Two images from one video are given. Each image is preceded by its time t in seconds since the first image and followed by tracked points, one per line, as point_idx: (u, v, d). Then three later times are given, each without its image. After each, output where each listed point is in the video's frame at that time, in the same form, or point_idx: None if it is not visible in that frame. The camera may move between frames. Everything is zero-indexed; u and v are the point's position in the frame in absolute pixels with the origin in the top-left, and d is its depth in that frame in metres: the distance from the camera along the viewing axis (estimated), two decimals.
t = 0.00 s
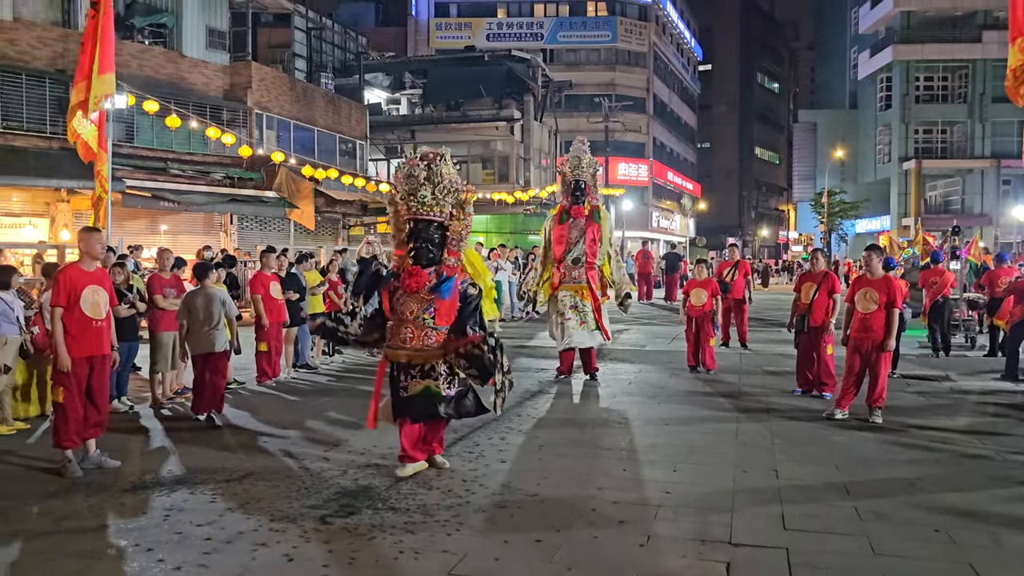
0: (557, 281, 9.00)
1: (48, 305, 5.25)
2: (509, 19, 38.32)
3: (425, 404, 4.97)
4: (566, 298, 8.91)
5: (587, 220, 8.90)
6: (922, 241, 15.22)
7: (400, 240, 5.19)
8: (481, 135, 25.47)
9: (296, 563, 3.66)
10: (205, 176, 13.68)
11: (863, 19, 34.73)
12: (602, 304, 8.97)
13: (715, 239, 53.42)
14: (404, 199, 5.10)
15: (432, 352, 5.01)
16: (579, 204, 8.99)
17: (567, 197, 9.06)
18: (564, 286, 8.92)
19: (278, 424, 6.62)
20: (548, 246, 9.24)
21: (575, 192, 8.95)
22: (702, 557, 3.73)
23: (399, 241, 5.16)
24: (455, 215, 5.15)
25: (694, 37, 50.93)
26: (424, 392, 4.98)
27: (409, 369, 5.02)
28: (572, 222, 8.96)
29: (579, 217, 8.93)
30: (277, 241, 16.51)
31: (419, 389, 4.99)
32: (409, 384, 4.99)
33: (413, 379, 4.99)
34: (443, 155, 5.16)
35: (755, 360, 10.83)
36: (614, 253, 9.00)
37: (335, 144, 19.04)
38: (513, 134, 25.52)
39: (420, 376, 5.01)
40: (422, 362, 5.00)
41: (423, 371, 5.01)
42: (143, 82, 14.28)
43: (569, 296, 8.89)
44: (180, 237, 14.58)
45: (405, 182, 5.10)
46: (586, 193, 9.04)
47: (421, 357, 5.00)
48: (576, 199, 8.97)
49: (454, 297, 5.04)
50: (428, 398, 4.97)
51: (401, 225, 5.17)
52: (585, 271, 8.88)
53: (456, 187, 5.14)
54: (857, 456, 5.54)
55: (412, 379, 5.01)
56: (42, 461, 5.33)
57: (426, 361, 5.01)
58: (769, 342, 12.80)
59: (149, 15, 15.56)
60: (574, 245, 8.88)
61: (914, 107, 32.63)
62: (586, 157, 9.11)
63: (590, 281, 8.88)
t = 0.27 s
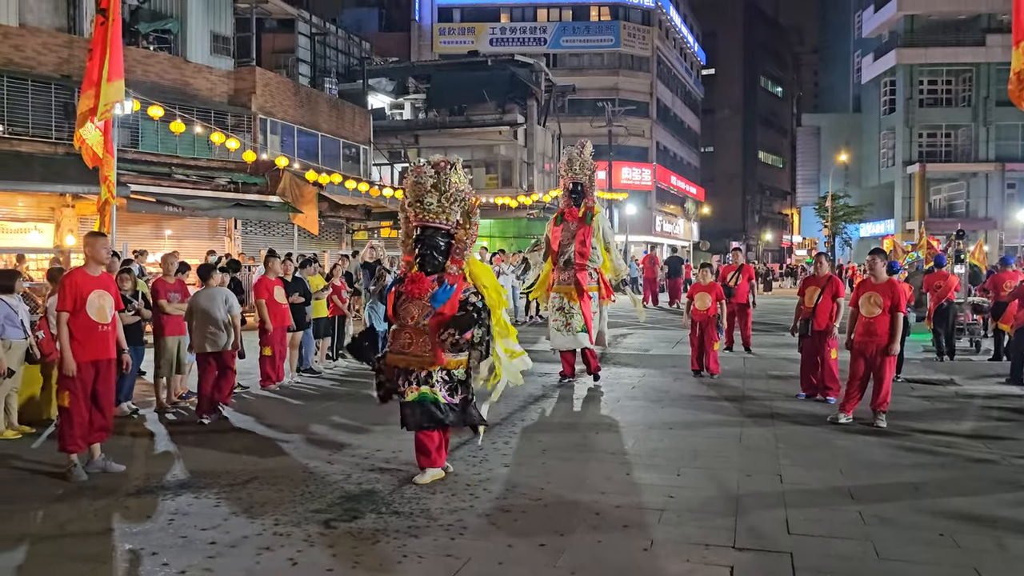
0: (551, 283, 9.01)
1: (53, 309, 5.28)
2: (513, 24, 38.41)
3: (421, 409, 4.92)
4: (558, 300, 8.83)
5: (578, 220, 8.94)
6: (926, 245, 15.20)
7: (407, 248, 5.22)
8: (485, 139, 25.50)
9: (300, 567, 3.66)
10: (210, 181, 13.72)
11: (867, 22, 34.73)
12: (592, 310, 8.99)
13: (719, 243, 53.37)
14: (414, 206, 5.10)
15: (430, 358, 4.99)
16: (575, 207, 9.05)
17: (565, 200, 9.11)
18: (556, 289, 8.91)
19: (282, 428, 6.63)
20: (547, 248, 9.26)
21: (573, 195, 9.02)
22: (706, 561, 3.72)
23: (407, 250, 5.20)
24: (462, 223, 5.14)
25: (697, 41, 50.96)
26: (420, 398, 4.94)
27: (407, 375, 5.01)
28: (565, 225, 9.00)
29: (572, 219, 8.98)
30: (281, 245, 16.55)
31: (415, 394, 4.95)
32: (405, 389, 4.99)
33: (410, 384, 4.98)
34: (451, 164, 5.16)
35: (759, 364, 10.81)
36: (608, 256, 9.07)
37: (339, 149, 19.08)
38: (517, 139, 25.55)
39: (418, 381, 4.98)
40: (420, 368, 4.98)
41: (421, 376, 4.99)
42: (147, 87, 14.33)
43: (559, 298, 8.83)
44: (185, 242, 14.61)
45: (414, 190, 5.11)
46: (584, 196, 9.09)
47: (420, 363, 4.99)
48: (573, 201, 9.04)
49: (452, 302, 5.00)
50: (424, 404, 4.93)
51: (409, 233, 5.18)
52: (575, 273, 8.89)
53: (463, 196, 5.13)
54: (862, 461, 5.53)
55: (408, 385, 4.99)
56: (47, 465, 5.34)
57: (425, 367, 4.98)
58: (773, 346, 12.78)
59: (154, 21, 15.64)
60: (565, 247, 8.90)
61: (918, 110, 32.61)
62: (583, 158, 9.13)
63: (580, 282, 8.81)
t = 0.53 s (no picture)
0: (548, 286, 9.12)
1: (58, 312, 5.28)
2: (514, 27, 38.47)
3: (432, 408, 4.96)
4: (556, 304, 8.99)
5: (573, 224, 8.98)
6: (928, 248, 15.18)
7: (407, 250, 5.21)
8: (486, 143, 25.51)
9: (303, 570, 3.66)
10: (212, 184, 13.74)
11: (869, 26, 34.72)
12: (587, 313, 8.97)
13: (721, 246, 53.34)
14: (415, 208, 5.13)
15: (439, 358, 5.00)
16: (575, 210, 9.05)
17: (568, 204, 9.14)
18: (554, 292, 9.06)
19: (284, 431, 6.64)
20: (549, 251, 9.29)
21: (574, 197, 9.02)
22: (709, 564, 3.72)
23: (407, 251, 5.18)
24: (464, 225, 5.16)
25: (699, 44, 50.98)
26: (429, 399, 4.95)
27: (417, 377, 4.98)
28: (564, 229, 9.06)
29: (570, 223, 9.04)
30: (284, 249, 16.57)
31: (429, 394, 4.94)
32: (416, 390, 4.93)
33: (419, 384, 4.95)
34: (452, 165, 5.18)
35: (761, 367, 10.80)
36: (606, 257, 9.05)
37: (341, 153, 19.10)
38: (519, 142, 25.55)
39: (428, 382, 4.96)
40: (432, 368, 4.97)
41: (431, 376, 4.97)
42: (150, 91, 14.36)
43: (557, 303, 8.98)
44: (187, 245, 14.63)
45: (416, 192, 5.13)
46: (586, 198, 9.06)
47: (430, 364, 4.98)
48: (575, 204, 9.04)
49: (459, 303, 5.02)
50: (435, 403, 4.96)
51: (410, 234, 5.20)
52: (570, 276, 8.97)
53: (466, 198, 5.16)
54: (865, 464, 5.52)
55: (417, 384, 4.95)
56: (50, 468, 5.35)
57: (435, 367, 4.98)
58: (776, 350, 12.75)
59: (156, 25, 15.70)
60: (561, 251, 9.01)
61: (921, 114, 32.59)
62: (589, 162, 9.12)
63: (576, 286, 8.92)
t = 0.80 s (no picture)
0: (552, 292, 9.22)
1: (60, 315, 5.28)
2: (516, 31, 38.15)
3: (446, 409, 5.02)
4: (560, 310, 9.09)
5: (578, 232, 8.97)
6: (931, 251, 15.16)
7: (403, 254, 5.15)
8: (489, 147, 25.56)
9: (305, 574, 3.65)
10: (215, 188, 13.76)
11: (871, 29, 34.73)
12: (592, 320, 8.99)
13: (724, 249, 53.30)
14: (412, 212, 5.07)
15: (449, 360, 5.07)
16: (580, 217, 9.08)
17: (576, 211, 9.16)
18: (559, 298, 9.18)
19: (287, 434, 6.64)
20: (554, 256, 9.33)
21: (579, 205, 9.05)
22: (711, 568, 3.71)
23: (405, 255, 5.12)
24: (463, 225, 5.15)
25: (701, 48, 51.05)
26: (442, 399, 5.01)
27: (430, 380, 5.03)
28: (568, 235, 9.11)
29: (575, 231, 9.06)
30: (286, 253, 16.59)
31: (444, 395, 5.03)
32: (427, 391, 5.01)
33: (430, 386, 5.02)
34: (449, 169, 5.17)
35: (763, 370, 10.79)
36: (613, 269, 8.94)
37: (343, 156, 19.12)
38: (521, 146, 25.55)
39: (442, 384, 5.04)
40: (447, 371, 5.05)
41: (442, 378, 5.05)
42: (153, 95, 14.39)
43: (559, 308, 9.11)
44: (189, 249, 14.64)
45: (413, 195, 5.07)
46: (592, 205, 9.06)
47: (442, 366, 5.05)
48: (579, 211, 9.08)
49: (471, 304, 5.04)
50: (443, 405, 5.01)
51: (408, 237, 5.12)
52: (575, 284, 9.03)
53: (463, 199, 5.14)
54: (867, 467, 5.51)
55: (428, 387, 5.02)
56: (52, 472, 5.36)
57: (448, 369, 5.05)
58: (778, 353, 12.74)
59: (159, 30, 15.82)
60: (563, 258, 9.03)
61: (923, 116, 32.58)
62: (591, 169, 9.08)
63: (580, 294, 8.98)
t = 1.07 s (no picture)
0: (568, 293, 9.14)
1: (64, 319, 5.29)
2: (521, 34, 38.42)
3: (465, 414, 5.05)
4: (575, 311, 9.04)
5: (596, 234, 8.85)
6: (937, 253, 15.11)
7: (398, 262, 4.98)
8: (493, 150, 25.53)
9: None
10: (220, 192, 13.80)
11: (875, 31, 34.68)
12: (608, 321, 8.98)
13: (729, 252, 53.24)
14: (413, 218, 4.93)
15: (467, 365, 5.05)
16: (592, 217, 9.04)
17: (582, 210, 9.11)
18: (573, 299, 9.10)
19: (292, 437, 6.65)
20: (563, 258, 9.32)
21: (588, 206, 9.01)
22: (715, 571, 3.70)
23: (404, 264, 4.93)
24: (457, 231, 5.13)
25: (706, 50, 51.02)
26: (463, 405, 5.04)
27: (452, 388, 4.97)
28: (581, 236, 9.01)
29: (590, 232, 8.96)
30: (291, 256, 16.62)
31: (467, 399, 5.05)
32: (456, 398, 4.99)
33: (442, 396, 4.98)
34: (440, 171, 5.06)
35: (769, 373, 10.76)
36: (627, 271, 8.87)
37: (348, 160, 19.15)
38: (526, 149, 25.56)
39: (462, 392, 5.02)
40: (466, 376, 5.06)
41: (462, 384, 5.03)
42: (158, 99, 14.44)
43: (577, 310, 9.02)
44: (194, 252, 14.68)
45: (412, 201, 4.93)
46: (601, 206, 9.04)
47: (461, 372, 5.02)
48: (589, 211, 9.03)
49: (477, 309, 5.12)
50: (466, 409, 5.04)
51: (405, 245, 4.99)
52: (592, 285, 8.98)
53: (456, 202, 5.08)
54: (873, 470, 5.48)
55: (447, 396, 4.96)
56: (58, 475, 5.37)
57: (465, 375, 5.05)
58: (784, 355, 12.70)
59: (165, 34, 15.92)
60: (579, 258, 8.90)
61: (928, 119, 32.51)
62: (597, 170, 9.08)
63: (597, 295, 8.95)
